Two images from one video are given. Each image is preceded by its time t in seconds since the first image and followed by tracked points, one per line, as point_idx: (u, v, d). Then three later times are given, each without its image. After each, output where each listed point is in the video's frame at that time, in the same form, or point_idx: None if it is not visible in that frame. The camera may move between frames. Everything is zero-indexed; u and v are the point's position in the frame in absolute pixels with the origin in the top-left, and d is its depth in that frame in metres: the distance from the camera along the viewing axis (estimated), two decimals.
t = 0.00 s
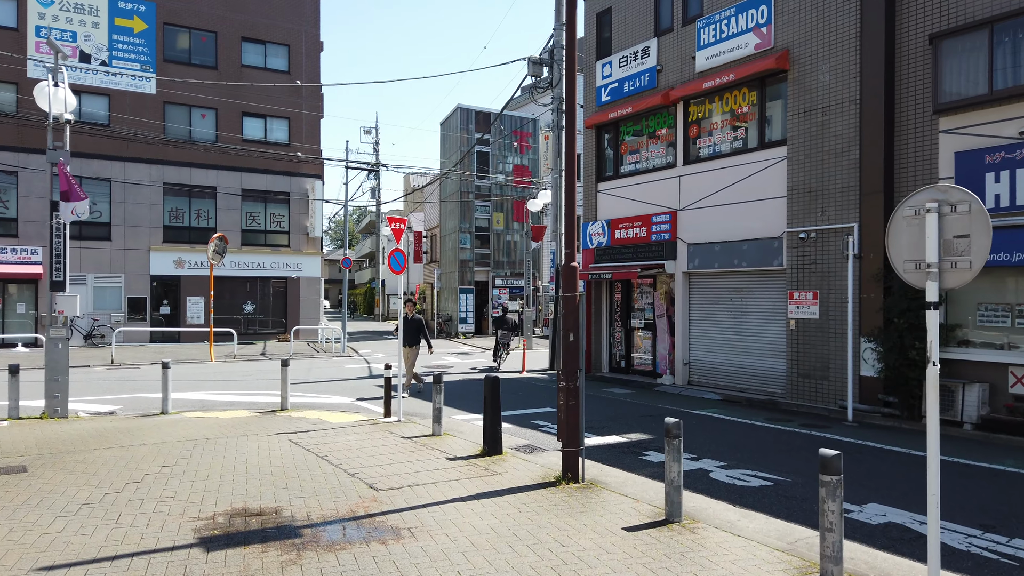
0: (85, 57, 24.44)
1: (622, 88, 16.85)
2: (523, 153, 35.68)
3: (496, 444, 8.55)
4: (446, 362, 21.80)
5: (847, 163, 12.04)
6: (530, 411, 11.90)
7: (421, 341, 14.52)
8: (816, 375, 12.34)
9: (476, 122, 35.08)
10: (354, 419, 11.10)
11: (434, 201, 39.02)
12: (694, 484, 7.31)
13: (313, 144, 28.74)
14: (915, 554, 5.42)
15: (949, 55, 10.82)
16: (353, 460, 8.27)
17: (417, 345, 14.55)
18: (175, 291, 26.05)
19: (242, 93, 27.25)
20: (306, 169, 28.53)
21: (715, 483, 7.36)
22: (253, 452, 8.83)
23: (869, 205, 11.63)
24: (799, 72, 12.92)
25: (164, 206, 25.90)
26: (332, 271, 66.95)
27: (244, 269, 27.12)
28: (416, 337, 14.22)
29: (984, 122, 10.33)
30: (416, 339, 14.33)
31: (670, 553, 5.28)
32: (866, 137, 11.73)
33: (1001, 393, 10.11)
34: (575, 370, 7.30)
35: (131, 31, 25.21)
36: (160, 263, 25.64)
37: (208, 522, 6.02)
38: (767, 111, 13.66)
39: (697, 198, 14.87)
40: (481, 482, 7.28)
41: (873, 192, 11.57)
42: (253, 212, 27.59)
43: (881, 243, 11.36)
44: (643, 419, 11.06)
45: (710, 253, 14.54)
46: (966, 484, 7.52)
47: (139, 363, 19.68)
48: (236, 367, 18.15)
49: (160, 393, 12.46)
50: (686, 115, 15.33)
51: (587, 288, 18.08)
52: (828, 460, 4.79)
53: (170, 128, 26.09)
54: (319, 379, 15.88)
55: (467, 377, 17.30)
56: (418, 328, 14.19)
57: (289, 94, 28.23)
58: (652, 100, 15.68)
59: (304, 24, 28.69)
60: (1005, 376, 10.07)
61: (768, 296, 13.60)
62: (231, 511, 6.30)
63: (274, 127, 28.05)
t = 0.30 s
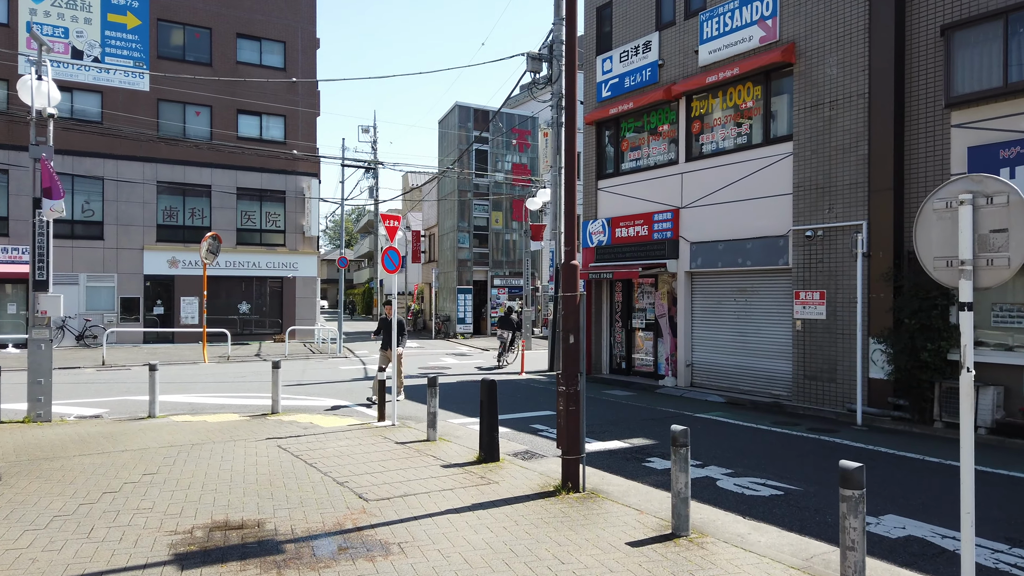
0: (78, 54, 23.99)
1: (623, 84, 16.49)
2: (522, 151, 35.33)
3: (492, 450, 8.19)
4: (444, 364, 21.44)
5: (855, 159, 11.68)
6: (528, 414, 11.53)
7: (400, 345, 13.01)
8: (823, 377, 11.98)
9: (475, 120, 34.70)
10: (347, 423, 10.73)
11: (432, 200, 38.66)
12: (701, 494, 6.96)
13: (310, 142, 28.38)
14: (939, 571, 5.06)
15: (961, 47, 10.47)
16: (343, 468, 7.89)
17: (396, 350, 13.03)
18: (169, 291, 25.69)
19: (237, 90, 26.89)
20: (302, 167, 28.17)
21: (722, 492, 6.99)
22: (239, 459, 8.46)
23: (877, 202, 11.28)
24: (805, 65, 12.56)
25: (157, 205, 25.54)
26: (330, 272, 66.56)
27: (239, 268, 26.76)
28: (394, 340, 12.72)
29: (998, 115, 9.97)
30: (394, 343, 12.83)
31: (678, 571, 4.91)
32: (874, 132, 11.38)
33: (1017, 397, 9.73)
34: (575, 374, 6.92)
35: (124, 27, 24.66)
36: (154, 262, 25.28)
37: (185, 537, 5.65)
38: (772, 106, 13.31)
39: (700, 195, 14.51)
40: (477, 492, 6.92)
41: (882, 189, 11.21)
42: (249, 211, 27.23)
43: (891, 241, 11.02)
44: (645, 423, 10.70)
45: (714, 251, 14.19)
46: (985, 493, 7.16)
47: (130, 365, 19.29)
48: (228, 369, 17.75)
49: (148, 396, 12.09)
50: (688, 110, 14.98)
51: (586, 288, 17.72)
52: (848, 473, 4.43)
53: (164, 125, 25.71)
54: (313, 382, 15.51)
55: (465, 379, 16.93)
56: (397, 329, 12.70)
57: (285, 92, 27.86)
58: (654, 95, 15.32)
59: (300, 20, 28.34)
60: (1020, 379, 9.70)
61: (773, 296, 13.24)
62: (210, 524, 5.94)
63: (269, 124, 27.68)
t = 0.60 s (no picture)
0: (70, 49, 23.63)
1: (625, 79, 16.12)
2: (521, 150, 35.01)
3: (489, 457, 7.82)
4: (442, 364, 21.06)
5: (865, 154, 11.31)
6: (527, 418, 11.15)
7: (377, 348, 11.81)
8: (831, 379, 11.62)
9: (474, 117, 34.33)
10: (340, 427, 10.35)
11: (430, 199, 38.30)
12: (709, 504, 6.60)
13: (306, 140, 28.00)
14: None
15: (975, 38, 10.10)
16: (333, 475, 7.51)
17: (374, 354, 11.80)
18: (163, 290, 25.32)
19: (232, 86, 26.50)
20: (298, 165, 27.80)
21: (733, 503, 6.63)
22: (224, 465, 8.08)
23: (887, 199, 10.91)
24: (813, 58, 12.18)
25: (151, 203, 25.15)
26: (328, 272, 66.19)
27: (234, 268, 26.38)
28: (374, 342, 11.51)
29: (1015, 109, 9.61)
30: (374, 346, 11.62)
31: None
32: (885, 126, 11.01)
33: None
34: (577, 377, 6.57)
35: (117, 22, 24.34)
36: (147, 261, 24.91)
37: (159, 553, 5.27)
38: (778, 100, 12.94)
39: (703, 192, 14.15)
40: (473, 502, 6.55)
41: (892, 185, 10.84)
42: (244, 209, 26.86)
43: (902, 239, 10.65)
44: (649, 427, 10.33)
45: (718, 250, 13.82)
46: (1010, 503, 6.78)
47: (120, 366, 18.87)
48: (220, 370, 17.34)
49: (134, 399, 11.71)
50: (691, 105, 14.62)
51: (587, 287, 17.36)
52: (875, 486, 4.08)
53: (157, 122, 25.39)
54: (306, 383, 15.11)
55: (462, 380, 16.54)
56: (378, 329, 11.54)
57: (281, 88, 27.49)
58: (656, 90, 14.96)
59: (296, 16, 27.96)
60: None
61: (780, 295, 12.88)
62: (188, 539, 5.56)
63: (265, 122, 27.31)
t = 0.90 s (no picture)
0: (62, 45, 23.27)
1: (626, 73, 15.77)
2: (520, 148, 34.70)
3: (485, 465, 7.45)
4: (439, 365, 20.69)
5: (874, 149, 10.95)
6: (525, 422, 10.78)
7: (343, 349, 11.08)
8: (839, 382, 11.25)
9: (473, 115, 33.96)
10: (331, 432, 9.98)
11: (429, 198, 37.93)
12: (717, 515, 6.24)
13: (302, 137, 27.63)
14: None
15: (990, 28, 9.73)
16: (322, 484, 7.13)
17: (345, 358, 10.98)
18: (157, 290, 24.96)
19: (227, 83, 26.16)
20: (294, 163, 27.45)
21: (742, 514, 6.27)
22: (207, 472, 7.72)
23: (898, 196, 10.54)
24: (821, 50, 11.80)
25: (144, 201, 24.79)
26: (325, 272, 65.79)
27: (229, 267, 26.02)
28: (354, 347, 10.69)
29: None
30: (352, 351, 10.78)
31: None
32: (896, 120, 10.65)
33: None
34: (577, 382, 6.19)
35: (110, 18, 23.98)
36: (141, 261, 24.54)
37: (129, 570, 4.91)
38: (784, 94, 12.57)
39: (707, 189, 13.79)
40: (468, 513, 6.18)
41: (903, 181, 10.48)
42: (239, 208, 26.48)
43: (913, 237, 10.29)
44: (652, 432, 9.96)
45: (722, 248, 13.46)
46: None
47: (110, 367, 18.49)
48: (212, 371, 16.96)
49: (119, 402, 11.34)
50: (694, 100, 14.26)
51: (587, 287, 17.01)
52: (905, 503, 3.72)
53: (151, 118, 25.04)
54: (299, 385, 14.74)
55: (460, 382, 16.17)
56: (359, 332, 10.78)
57: (277, 85, 27.13)
58: (659, 84, 14.59)
59: (292, 12, 27.59)
60: None
61: (786, 295, 12.51)
62: (162, 555, 5.19)
63: (261, 119, 26.94)
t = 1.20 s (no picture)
0: (54, 42, 22.89)
1: (628, 68, 15.41)
2: (519, 146, 34.37)
3: (483, 474, 7.08)
4: (437, 367, 20.29)
5: (886, 145, 10.59)
6: (525, 427, 10.41)
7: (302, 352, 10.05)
8: (849, 386, 10.90)
9: (472, 113, 33.61)
10: (324, 437, 9.62)
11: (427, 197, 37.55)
12: (728, 529, 5.89)
13: (298, 135, 27.26)
14: None
15: (1008, 19, 9.36)
16: (311, 495, 6.76)
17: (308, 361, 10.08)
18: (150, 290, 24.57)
19: (222, 80, 25.77)
20: (290, 161, 27.08)
21: (755, 528, 5.92)
22: (192, 482, 7.33)
23: (911, 193, 10.19)
24: (829, 43, 11.44)
25: (138, 200, 24.41)
26: (324, 272, 65.24)
27: (224, 267, 25.63)
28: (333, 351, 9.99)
29: None
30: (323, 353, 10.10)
31: None
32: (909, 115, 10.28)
33: None
34: (581, 389, 5.83)
35: (103, 13, 23.60)
36: (134, 260, 24.15)
37: None
38: (790, 89, 12.22)
39: (711, 187, 13.42)
40: (466, 528, 5.81)
41: (916, 178, 10.12)
42: (235, 207, 26.10)
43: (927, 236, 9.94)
44: (657, 438, 9.60)
45: (727, 247, 13.10)
46: None
47: (101, 369, 18.08)
48: (205, 374, 16.55)
49: (106, 407, 10.95)
50: (699, 96, 13.90)
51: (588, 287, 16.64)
52: (946, 526, 3.37)
53: (145, 116, 24.63)
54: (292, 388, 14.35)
55: (458, 385, 15.79)
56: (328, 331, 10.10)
57: (273, 82, 26.77)
58: (662, 80, 14.24)
59: (288, 8, 27.23)
60: None
61: (793, 296, 12.16)
62: None
63: (256, 117, 26.56)
